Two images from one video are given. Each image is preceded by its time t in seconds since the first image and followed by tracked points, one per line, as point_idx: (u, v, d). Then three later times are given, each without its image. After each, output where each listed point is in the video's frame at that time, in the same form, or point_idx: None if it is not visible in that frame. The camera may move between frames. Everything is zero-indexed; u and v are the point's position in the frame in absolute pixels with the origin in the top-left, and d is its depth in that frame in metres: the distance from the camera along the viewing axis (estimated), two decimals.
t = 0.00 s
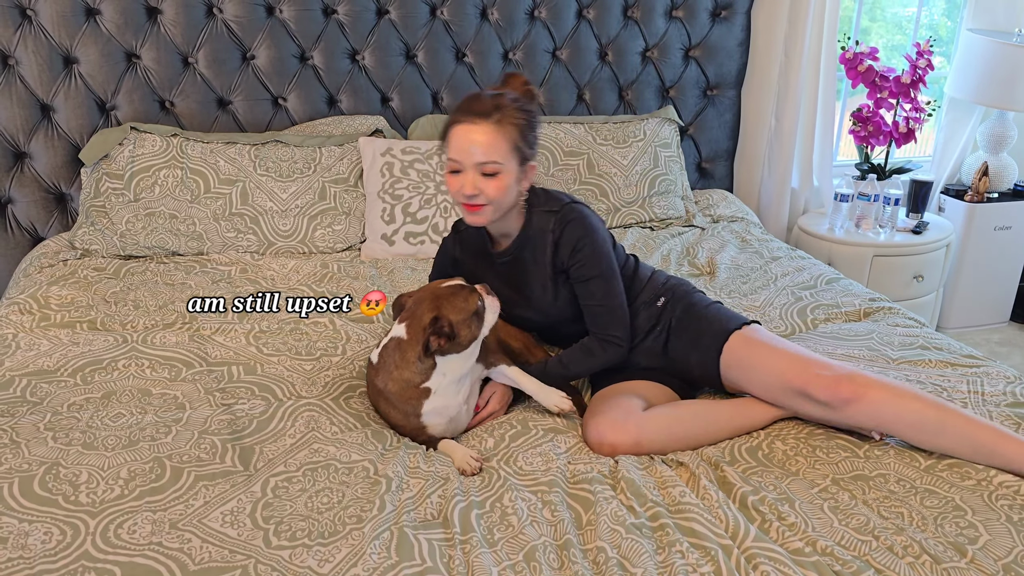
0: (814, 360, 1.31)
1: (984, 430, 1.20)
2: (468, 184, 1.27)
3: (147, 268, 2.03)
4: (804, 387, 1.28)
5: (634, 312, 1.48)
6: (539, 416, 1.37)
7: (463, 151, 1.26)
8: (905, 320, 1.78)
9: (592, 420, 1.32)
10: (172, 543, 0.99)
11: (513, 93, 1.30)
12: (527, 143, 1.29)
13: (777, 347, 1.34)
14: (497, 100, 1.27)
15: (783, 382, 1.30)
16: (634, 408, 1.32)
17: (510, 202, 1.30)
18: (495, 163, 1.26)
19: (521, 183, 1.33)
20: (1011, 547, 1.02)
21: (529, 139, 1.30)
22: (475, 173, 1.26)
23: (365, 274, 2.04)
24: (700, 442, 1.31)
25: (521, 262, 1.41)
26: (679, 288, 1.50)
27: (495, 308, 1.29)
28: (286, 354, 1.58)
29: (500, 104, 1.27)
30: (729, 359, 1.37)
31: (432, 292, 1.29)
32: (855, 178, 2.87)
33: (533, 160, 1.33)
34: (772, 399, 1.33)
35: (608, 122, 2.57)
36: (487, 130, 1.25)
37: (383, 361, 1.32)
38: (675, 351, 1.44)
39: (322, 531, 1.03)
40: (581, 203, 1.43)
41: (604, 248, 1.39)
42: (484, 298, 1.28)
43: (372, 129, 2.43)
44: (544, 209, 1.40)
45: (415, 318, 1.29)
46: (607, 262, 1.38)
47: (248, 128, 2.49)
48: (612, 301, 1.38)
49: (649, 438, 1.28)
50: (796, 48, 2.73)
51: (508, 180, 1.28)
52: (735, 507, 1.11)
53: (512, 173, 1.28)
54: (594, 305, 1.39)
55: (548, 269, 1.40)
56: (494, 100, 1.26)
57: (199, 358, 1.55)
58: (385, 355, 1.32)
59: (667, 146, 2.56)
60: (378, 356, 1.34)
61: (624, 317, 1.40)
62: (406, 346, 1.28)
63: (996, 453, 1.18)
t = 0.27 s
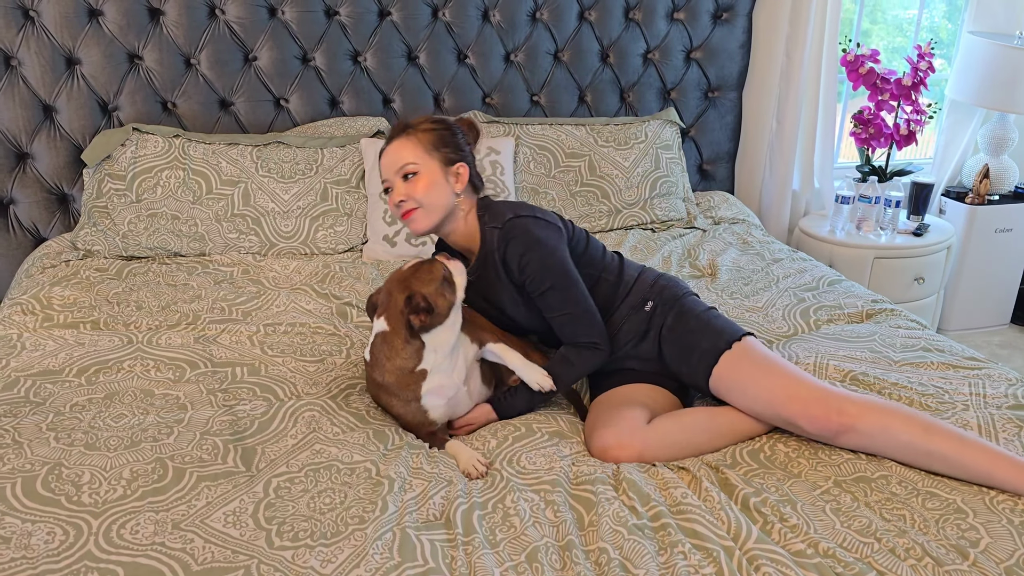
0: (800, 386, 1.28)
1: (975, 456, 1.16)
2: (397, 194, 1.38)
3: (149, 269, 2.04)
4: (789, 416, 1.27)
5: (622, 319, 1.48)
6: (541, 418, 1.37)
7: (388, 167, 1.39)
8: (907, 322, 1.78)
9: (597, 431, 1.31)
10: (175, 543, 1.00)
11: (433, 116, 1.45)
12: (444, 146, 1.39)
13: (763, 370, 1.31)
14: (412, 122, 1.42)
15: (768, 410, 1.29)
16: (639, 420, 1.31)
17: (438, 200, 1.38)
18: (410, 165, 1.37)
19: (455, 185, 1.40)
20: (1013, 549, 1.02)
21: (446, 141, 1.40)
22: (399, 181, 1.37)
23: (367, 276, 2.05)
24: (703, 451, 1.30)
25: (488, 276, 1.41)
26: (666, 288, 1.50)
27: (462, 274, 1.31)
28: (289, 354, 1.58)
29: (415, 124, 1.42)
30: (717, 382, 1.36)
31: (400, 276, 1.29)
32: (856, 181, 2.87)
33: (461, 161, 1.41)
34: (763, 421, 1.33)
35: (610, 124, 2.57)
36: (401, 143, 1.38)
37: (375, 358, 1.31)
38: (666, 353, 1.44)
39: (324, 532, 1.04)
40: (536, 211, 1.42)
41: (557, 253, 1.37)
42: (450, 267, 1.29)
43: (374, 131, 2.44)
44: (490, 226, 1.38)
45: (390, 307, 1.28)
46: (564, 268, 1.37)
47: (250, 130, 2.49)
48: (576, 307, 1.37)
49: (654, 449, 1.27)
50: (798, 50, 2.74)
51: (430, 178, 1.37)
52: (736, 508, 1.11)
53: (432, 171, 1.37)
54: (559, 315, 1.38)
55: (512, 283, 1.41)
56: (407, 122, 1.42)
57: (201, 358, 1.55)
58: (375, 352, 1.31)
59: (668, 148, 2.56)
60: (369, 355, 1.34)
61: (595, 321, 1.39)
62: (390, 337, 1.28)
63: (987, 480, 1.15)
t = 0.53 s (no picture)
0: (802, 391, 1.28)
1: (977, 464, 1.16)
2: (379, 211, 1.42)
3: (152, 270, 2.04)
4: (792, 423, 1.27)
5: (616, 324, 1.49)
6: (543, 419, 1.37)
7: (371, 182, 1.43)
8: (909, 324, 1.78)
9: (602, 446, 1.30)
10: (179, 544, 1.00)
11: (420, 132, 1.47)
12: (424, 162, 1.41)
13: (766, 376, 1.30)
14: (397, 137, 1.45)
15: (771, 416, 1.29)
16: (644, 432, 1.30)
17: (417, 216, 1.41)
18: (390, 181, 1.40)
19: (434, 201, 1.42)
20: (1015, 552, 1.02)
21: (427, 159, 1.42)
22: (381, 198, 1.41)
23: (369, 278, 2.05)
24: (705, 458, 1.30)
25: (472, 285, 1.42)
26: (662, 291, 1.50)
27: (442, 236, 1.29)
28: (291, 356, 1.59)
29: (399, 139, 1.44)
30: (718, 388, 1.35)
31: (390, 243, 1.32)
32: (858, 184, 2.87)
33: (442, 176, 1.43)
34: (765, 427, 1.32)
35: (612, 126, 2.57)
36: (384, 159, 1.41)
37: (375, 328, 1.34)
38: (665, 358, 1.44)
39: (327, 532, 1.04)
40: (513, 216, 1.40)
41: (528, 270, 1.36)
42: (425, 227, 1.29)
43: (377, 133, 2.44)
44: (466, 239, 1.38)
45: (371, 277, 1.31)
46: (533, 286, 1.36)
47: (253, 131, 2.49)
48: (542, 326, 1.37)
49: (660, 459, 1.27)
50: (799, 52, 2.74)
51: (409, 196, 1.40)
52: (738, 510, 1.11)
53: (411, 188, 1.40)
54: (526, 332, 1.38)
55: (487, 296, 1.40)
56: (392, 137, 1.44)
57: (204, 359, 1.55)
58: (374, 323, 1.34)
59: (670, 150, 2.57)
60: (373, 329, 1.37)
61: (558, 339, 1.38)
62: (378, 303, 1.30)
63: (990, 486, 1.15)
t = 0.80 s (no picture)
0: (805, 389, 1.28)
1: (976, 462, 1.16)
2: (380, 219, 1.41)
3: (155, 272, 2.04)
4: (794, 420, 1.27)
5: (616, 324, 1.50)
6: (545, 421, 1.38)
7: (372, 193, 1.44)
8: (911, 328, 1.78)
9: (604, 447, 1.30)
10: (182, 544, 1.00)
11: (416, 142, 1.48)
12: (421, 167, 1.41)
13: (768, 374, 1.30)
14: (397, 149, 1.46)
15: (773, 414, 1.29)
16: (645, 436, 1.29)
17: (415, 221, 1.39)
18: (389, 189, 1.40)
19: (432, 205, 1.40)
20: (1016, 555, 1.02)
21: (423, 165, 1.41)
22: (380, 207, 1.41)
23: (371, 280, 2.05)
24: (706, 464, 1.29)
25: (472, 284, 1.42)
26: (661, 292, 1.50)
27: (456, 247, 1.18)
28: (293, 358, 1.59)
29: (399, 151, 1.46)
30: (720, 386, 1.35)
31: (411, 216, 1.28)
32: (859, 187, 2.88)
33: (438, 180, 1.41)
34: (766, 425, 1.32)
35: (613, 129, 2.57)
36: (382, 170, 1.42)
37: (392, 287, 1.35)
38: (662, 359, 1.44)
39: (329, 534, 1.04)
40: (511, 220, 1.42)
41: (533, 270, 1.37)
42: (439, 227, 1.19)
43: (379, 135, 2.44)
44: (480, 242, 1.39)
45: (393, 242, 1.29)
46: (533, 287, 1.36)
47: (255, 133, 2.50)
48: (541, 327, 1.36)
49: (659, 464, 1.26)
50: (801, 55, 2.74)
51: (406, 202, 1.39)
52: (739, 512, 1.11)
53: (408, 194, 1.39)
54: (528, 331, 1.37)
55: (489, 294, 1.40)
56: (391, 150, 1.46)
57: (207, 361, 1.55)
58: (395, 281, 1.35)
59: (671, 153, 2.57)
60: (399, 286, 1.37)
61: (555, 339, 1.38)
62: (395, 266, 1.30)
63: (991, 484, 1.15)
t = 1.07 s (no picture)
0: (807, 376, 1.29)
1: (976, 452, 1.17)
2: (393, 223, 1.39)
3: (155, 272, 2.05)
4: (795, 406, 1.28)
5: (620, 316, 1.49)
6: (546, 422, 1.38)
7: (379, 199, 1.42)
8: (910, 330, 1.78)
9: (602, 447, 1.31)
10: (184, 545, 1.00)
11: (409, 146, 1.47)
12: (423, 166, 1.40)
13: (769, 362, 1.32)
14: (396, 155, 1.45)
15: (774, 401, 1.29)
16: (644, 436, 1.30)
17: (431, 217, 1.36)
18: (397, 192, 1.37)
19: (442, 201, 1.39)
20: (1015, 556, 1.03)
21: (425, 164, 1.41)
22: (391, 211, 1.38)
23: (372, 281, 2.05)
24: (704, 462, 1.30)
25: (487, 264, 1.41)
26: (668, 288, 1.51)
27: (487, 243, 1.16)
28: (293, 358, 1.59)
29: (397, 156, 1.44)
30: (720, 373, 1.36)
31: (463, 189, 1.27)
32: (859, 190, 2.88)
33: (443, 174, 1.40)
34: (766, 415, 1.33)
35: (614, 130, 2.58)
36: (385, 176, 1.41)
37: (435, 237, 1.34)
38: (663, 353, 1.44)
39: (330, 534, 1.04)
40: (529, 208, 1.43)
41: (561, 242, 1.38)
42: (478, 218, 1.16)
43: (379, 136, 2.45)
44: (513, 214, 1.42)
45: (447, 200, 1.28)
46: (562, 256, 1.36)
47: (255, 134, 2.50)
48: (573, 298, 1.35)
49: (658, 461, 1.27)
50: (801, 58, 2.75)
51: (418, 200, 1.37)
52: (740, 514, 1.12)
53: (418, 193, 1.38)
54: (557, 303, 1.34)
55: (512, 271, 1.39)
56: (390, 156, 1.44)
57: (208, 361, 1.55)
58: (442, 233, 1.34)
59: (672, 155, 2.57)
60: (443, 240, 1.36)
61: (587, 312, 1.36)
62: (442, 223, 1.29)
63: (987, 475, 1.17)
